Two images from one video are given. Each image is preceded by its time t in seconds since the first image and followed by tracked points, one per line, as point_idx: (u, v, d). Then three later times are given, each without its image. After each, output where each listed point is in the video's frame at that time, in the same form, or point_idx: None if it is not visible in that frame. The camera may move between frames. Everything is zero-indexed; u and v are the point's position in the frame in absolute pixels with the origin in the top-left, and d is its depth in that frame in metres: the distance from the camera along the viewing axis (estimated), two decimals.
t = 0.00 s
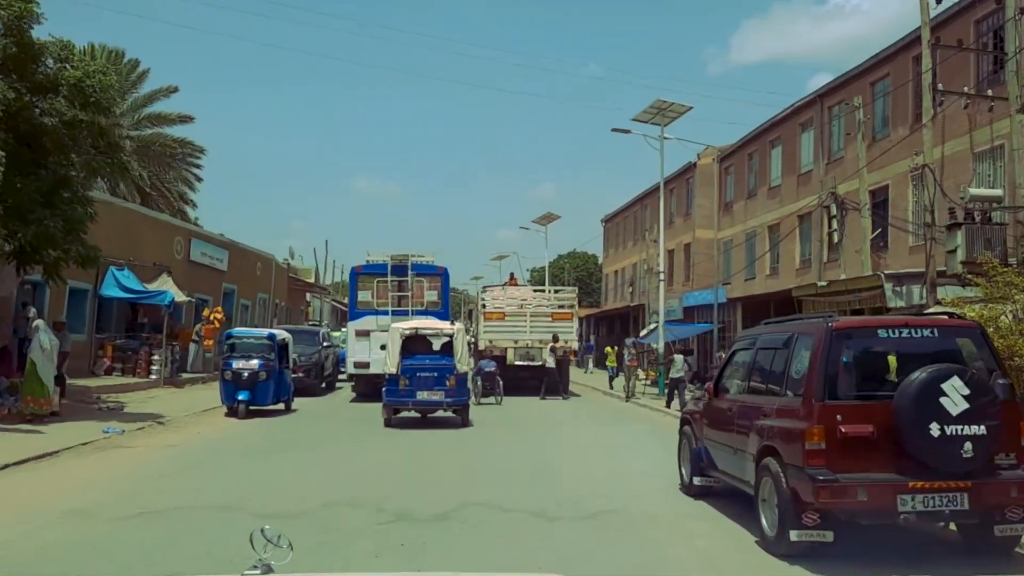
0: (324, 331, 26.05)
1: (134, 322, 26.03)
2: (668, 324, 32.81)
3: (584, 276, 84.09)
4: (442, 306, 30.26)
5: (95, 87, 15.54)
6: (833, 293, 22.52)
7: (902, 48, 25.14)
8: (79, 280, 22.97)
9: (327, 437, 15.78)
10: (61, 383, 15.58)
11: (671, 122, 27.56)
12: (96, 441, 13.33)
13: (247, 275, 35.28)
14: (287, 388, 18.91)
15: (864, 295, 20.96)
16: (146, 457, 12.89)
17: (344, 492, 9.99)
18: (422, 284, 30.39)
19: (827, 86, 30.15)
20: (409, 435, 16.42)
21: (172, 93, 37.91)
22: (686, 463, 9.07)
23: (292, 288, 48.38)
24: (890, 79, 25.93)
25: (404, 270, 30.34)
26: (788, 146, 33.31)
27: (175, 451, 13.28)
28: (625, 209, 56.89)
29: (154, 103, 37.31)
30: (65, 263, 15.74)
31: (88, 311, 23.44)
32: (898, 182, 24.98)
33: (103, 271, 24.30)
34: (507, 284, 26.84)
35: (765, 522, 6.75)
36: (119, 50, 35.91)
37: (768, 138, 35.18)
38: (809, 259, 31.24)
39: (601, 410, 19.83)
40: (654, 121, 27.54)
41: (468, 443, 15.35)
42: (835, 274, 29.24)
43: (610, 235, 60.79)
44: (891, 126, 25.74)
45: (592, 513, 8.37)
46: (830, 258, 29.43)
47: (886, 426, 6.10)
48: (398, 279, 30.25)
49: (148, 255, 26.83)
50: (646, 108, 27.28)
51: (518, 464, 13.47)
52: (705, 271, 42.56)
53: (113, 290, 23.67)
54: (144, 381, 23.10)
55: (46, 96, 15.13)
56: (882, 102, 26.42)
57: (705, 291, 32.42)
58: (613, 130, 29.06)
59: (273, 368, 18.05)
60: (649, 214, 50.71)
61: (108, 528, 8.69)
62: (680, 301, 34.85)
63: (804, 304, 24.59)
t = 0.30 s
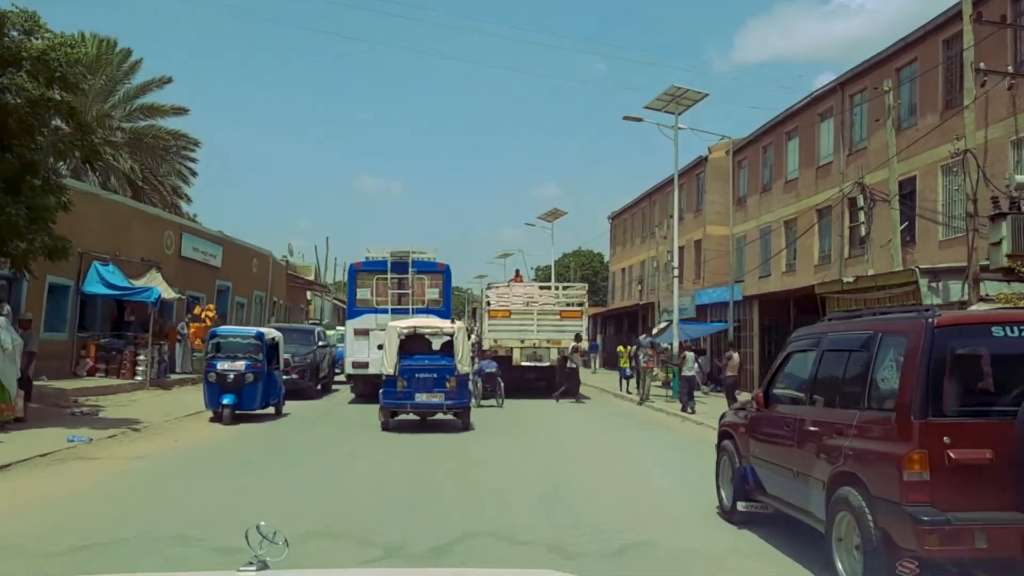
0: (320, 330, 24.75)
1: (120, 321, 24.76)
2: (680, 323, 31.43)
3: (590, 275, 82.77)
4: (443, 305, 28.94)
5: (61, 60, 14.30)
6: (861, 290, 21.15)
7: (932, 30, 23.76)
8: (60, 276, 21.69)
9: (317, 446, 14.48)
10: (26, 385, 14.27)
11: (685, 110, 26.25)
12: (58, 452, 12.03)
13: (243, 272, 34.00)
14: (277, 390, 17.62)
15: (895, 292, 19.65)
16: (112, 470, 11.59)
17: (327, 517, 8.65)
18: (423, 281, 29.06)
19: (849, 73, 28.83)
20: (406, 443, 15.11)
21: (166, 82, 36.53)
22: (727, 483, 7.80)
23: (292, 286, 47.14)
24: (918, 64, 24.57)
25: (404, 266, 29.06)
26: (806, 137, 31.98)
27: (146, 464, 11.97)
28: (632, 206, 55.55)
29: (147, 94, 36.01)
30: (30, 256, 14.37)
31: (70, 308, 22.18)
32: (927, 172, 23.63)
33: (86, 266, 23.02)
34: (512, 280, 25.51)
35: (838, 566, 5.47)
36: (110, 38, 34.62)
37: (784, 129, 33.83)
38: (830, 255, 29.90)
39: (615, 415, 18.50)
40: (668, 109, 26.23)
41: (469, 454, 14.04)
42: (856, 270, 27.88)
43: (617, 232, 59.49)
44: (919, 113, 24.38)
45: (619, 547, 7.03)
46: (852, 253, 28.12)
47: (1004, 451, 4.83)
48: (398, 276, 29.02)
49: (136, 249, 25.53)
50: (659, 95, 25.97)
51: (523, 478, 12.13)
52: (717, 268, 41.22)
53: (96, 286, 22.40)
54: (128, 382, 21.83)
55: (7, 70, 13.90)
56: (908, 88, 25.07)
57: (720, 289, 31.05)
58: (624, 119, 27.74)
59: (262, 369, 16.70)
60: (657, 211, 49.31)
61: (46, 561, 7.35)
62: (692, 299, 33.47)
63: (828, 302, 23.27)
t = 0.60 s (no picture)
0: (316, 330, 23.40)
1: (105, 320, 23.44)
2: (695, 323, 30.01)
3: (596, 274, 81.30)
4: (446, 304, 27.59)
5: (19, 31, 12.90)
6: (893, 287, 19.77)
7: (964, 11, 22.31)
8: (38, 271, 20.38)
9: (305, 458, 13.16)
10: None
11: (703, 98, 24.88)
12: (11, 469, 10.72)
13: (239, 270, 32.64)
14: (266, 394, 16.29)
15: (933, 290, 18.27)
16: (70, 491, 10.26)
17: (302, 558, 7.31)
18: (425, 280, 27.65)
19: (872, 60, 27.43)
20: (404, 455, 13.77)
21: (161, 72, 35.09)
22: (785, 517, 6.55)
23: (291, 284, 45.80)
24: (949, 49, 23.16)
25: (405, 265, 27.68)
26: (825, 128, 30.59)
27: (110, 484, 10.66)
28: (641, 203, 54.11)
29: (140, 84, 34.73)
30: None
31: (50, 305, 20.87)
32: (961, 162, 22.21)
33: (68, 261, 21.69)
34: (518, 279, 24.13)
35: None
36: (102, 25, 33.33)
37: (802, 121, 32.42)
38: (852, 252, 28.53)
39: (631, 423, 17.13)
40: (684, 96, 24.87)
41: (473, 468, 12.71)
42: (881, 268, 26.49)
43: (625, 230, 58.05)
44: (950, 101, 22.96)
45: None
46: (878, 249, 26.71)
47: None
48: (399, 275, 27.60)
49: (123, 245, 24.21)
50: (675, 82, 24.61)
51: (532, 498, 10.79)
52: (730, 266, 39.79)
53: (78, 283, 21.09)
54: (110, 385, 20.46)
55: None
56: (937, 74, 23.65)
57: (739, 287, 29.42)
58: (637, 109, 26.36)
59: (247, 373, 15.31)
60: (668, 208, 47.82)
61: None
62: (707, 297, 32.06)
63: (856, 301, 21.87)
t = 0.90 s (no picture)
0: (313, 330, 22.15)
1: (90, 319, 22.18)
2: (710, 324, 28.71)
3: (603, 274, 79.99)
4: (450, 304, 26.34)
5: None
6: (928, 284, 18.46)
7: None
8: (16, 267, 19.14)
9: (293, 469, 11.91)
10: None
11: (722, 86, 23.59)
12: None
13: (235, 267, 31.39)
14: (254, 399, 15.04)
15: (975, 287, 16.98)
16: (20, 509, 8.99)
17: None
18: (427, 278, 26.36)
19: (898, 48, 26.16)
20: (401, 465, 12.53)
21: (157, 63, 33.82)
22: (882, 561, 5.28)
23: (292, 284, 44.55)
24: (983, 32, 21.87)
25: (407, 262, 26.32)
26: (847, 120, 29.32)
27: (67, 499, 9.38)
28: (651, 201, 52.82)
29: (134, 74, 33.53)
30: None
31: (29, 303, 19.62)
32: (998, 151, 20.91)
33: (48, 256, 20.44)
34: (526, 277, 22.86)
35: None
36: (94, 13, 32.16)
37: (822, 113, 31.14)
38: (876, 249, 27.24)
39: (650, 430, 15.85)
40: (702, 84, 23.59)
41: (478, 480, 11.47)
42: (908, 265, 25.22)
43: (634, 229, 56.76)
44: (985, 87, 21.65)
45: None
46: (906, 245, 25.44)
47: None
48: (401, 272, 26.22)
49: (110, 239, 22.96)
50: (692, 69, 23.33)
51: (545, 511, 9.57)
52: (744, 265, 38.47)
53: (59, 279, 19.86)
54: (92, 387, 19.21)
55: None
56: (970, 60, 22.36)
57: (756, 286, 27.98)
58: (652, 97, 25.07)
59: (234, 375, 14.03)
60: (679, 205, 46.48)
61: None
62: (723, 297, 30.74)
63: (886, 299, 20.55)
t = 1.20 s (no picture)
0: (307, 329, 20.82)
1: (70, 316, 20.82)
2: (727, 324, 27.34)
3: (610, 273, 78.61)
4: (452, 303, 24.98)
5: None
6: (970, 284, 16.94)
7: None
8: None
9: (275, 485, 10.58)
10: None
11: (743, 72, 22.22)
12: None
13: (229, 263, 30.05)
14: (236, 404, 13.71)
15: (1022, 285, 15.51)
16: None
17: None
18: (429, 276, 24.97)
19: (928, 33, 24.83)
20: (396, 480, 11.19)
21: (149, 50, 32.45)
22: None
23: (291, 281, 43.21)
24: None
25: (409, 259, 24.99)
26: (872, 111, 27.99)
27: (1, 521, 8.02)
28: (660, 199, 51.47)
29: (125, 62, 32.19)
30: None
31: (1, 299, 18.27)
32: None
33: (23, 248, 19.09)
34: (532, 275, 21.48)
35: None
36: None
37: (845, 104, 29.81)
38: (903, 246, 25.87)
39: (672, 439, 14.47)
40: (722, 70, 22.25)
41: (483, 499, 10.12)
42: (939, 263, 23.87)
43: (642, 227, 55.42)
44: None
45: None
46: (938, 241, 24.07)
47: None
48: (401, 270, 24.87)
49: (92, 231, 21.61)
50: (712, 53, 21.98)
51: (562, 539, 8.24)
52: (759, 264, 37.07)
53: (33, 273, 18.48)
54: (67, 389, 17.83)
55: None
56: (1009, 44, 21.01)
57: (778, 285, 26.57)
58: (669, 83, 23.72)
59: (213, 379, 12.68)
60: (690, 203, 45.10)
61: None
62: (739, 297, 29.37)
63: (921, 298, 19.15)
